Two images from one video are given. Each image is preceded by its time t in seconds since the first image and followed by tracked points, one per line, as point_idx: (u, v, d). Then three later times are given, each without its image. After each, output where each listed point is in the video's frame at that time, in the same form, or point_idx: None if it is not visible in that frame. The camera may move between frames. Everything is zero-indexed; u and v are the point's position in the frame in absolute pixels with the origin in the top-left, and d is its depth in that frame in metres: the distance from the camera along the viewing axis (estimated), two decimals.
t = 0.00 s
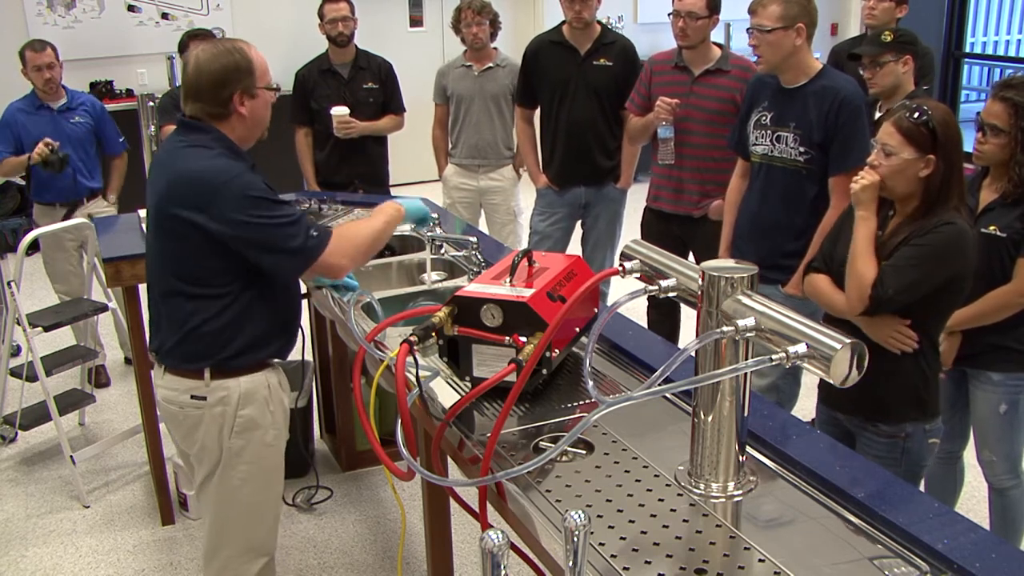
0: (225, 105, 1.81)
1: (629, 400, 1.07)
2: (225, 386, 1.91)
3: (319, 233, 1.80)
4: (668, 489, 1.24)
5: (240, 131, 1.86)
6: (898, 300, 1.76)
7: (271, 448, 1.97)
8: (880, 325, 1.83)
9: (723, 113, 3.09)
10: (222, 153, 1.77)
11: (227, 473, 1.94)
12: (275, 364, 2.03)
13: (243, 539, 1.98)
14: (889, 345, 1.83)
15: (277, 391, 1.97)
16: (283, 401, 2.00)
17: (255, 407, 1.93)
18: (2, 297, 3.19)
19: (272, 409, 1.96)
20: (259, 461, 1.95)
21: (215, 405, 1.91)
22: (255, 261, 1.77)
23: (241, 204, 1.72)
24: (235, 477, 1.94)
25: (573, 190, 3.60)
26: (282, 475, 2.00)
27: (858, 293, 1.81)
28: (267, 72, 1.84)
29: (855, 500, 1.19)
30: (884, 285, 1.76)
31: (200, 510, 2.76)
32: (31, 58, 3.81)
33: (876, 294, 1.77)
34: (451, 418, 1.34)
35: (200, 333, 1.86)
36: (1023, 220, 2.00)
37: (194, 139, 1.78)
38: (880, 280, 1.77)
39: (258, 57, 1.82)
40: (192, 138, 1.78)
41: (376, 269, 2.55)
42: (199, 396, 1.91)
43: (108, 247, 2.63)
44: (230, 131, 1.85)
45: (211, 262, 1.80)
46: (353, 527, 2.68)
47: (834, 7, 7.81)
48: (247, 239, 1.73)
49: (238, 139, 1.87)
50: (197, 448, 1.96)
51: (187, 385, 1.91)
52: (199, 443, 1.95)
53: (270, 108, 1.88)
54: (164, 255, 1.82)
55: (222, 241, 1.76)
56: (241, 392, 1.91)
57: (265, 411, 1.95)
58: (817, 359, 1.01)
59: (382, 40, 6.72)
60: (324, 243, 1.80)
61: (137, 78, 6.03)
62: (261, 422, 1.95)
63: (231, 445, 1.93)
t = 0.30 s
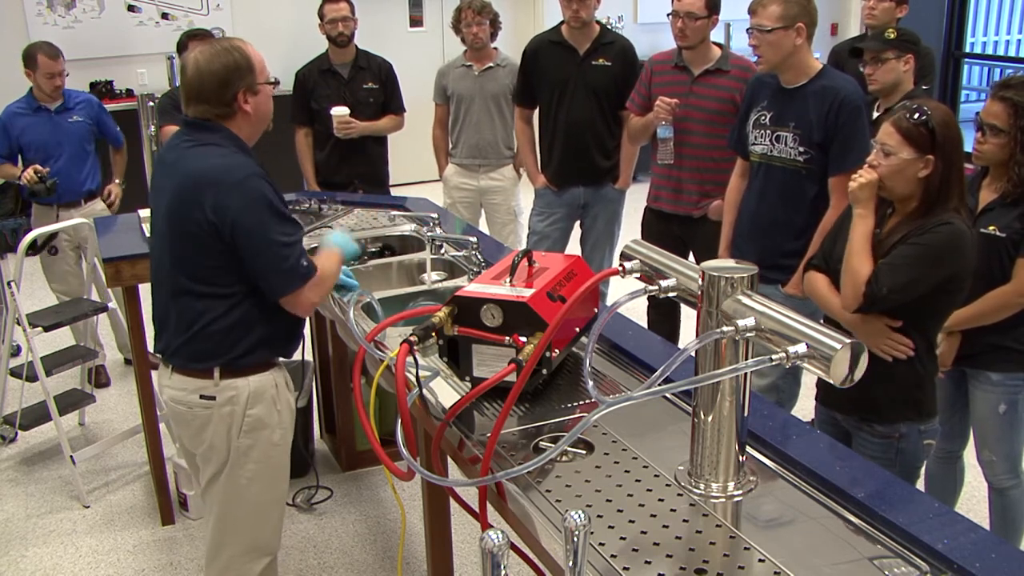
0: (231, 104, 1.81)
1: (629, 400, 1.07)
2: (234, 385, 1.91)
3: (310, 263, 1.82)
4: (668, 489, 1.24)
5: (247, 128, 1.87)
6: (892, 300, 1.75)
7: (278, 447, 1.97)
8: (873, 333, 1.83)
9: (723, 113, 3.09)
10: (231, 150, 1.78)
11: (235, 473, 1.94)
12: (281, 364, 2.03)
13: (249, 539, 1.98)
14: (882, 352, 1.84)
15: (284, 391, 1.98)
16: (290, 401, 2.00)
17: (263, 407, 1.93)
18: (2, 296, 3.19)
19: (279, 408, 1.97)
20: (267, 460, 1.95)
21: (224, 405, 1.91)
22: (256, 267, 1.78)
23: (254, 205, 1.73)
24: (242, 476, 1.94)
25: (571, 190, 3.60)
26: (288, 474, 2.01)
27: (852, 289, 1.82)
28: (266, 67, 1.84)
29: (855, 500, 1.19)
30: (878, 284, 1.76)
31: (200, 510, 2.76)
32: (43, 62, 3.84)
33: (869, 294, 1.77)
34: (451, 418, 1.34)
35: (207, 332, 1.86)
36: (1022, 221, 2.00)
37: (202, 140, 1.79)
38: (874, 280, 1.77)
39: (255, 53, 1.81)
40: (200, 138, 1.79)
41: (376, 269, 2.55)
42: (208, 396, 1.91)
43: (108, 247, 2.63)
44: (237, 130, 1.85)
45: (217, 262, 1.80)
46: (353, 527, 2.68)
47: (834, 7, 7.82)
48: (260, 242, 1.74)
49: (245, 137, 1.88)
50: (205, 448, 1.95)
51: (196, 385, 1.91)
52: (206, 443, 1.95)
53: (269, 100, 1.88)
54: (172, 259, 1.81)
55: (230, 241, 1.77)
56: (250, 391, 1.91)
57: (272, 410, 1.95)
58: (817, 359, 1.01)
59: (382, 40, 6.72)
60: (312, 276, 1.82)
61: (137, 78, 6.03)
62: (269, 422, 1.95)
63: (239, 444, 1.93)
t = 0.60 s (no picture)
0: (231, 104, 1.81)
1: (628, 400, 1.07)
2: (226, 384, 1.91)
3: (307, 274, 1.80)
4: (668, 489, 1.24)
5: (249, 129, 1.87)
6: (893, 300, 1.75)
7: (272, 448, 1.96)
8: (874, 334, 1.83)
9: (723, 113, 3.09)
10: (235, 155, 1.78)
11: (228, 473, 1.94)
12: (279, 364, 2.03)
13: (246, 538, 1.98)
14: (881, 353, 1.84)
15: (278, 391, 1.97)
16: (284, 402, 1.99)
17: (256, 407, 1.93)
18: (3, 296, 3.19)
19: (273, 408, 1.96)
20: (260, 460, 1.95)
21: (216, 404, 1.91)
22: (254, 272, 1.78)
23: (255, 212, 1.73)
24: (236, 476, 1.94)
25: (570, 190, 3.60)
26: (283, 475, 2.00)
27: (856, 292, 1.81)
28: (268, 67, 1.84)
29: (855, 500, 1.19)
30: (879, 284, 1.75)
31: (200, 510, 2.76)
32: (59, 68, 3.83)
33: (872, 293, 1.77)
34: (450, 418, 1.34)
35: (203, 333, 1.86)
36: (1022, 220, 2.01)
37: (208, 142, 1.79)
38: (876, 279, 1.77)
39: (258, 54, 1.82)
40: (202, 140, 1.79)
41: (376, 269, 2.55)
42: (201, 395, 1.91)
43: (108, 247, 2.63)
44: (238, 130, 1.85)
45: (213, 266, 1.80)
46: (353, 527, 2.68)
47: (834, 7, 7.82)
48: (259, 249, 1.74)
49: (246, 137, 1.88)
50: (199, 446, 1.96)
51: (189, 383, 1.91)
52: (200, 441, 1.95)
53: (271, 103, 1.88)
54: (171, 260, 1.82)
55: (227, 246, 1.77)
56: (241, 392, 1.91)
57: (266, 410, 1.95)
58: (817, 359, 1.01)
59: (382, 40, 6.72)
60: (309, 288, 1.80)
61: (137, 78, 6.03)
62: (262, 422, 1.94)
63: (232, 444, 1.93)
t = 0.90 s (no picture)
0: (241, 105, 1.80)
1: (628, 400, 1.07)
2: (223, 384, 1.91)
3: (304, 280, 1.80)
4: (668, 489, 1.24)
5: (251, 136, 1.86)
6: (911, 306, 1.74)
7: (270, 447, 1.96)
8: (890, 339, 1.81)
9: (722, 113, 3.09)
10: (236, 159, 1.78)
11: (226, 473, 1.94)
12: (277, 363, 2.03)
13: (245, 538, 1.98)
14: (897, 358, 1.82)
15: (276, 390, 1.97)
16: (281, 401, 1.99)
17: (253, 406, 1.93)
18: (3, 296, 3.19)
19: (271, 407, 1.96)
20: (257, 460, 1.95)
21: (213, 403, 1.91)
22: (250, 277, 1.77)
23: (252, 219, 1.73)
24: (233, 476, 1.94)
25: (568, 190, 3.60)
26: (282, 474, 2.00)
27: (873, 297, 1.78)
28: (290, 87, 1.85)
29: (855, 500, 1.19)
30: (898, 288, 1.74)
31: (200, 510, 2.76)
32: (66, 74, 3.81)
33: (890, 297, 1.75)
34: (450, 419, 1.34)
35: (200, 335, 1.87)
36: (1022, 220, 2.00)
37: (212, 143, 1.79)
38: (894, 283, 1.75)
39: (285, 70, 1.84)
40: (206, 141, 1.79)
41: (376, 269, 2.55)
42: (198, 394, 1.91)
43: (107, 247, 2.63)
44: (239, 132, 1.84)
45: (209, 270, 1.80)
46: (353, 527, 2.68)
47: (834, 7, 7.82)
48: (256, 256, 1.74)
49: (246, 141, 1.86)
50: (196, 446, 1.96)
51: (186, 382, 1.92)
52: (198, 441, 1.95)
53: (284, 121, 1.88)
54: (168, 261, 1.82)
55: (223, 251, 1.77)
56: (237, 392, 1.91)
57: (264, 409, 1.94)
58: (817, 359, 1.01)
59: (382, 40, 6.72)
60: (306, 293, 1.80)
61: (137, 78, 6.03)
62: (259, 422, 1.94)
63: (230, 443, 1.93)
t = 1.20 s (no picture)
0: (251, 106, 1.80)
1: (628, 401, 1.07)
2: (221, 382, 1.91)
3: (305, 282, 1.79)
4: (668, 489, 1.24)
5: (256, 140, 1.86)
6: (932, 314, 1.73)
7: (268, 446, 1.96)
8: (909, 348, 1.79)
9: (721, 113, 3.09)
10: (238, 161, 1.78)
11: (225, 471, 1.94)
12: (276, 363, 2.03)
13: (245, 538, 1.98)
14: (918, 367, 1.79)
15: (274, 389, 1.97)
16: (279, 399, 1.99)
17: (251, 404, 1.92)
18: (3, 296, 3.19)
19: (269, 406, 1.96)
20: (256, 459, 1.95)
21: (211, 401, 1.91)
22: (248, 279, 1.77)
23: (253, 221, 1.72)
24: (232, 475, 1.94)
25: (568, 190, 3.60)
26: (280, 473, 2.00)
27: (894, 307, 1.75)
28: (299, 95, 1.86)
29: (855, 500, 1.19)
30: (920, 295, 1.73)
31: (200, 510, 2.76)
32: (62, 72, 3.81)
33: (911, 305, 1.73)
34: (450, 419, 1.34)
35: (199, 335, 1.87)
36: (1022, 220, 2.00)
37: (216, 142, 1.79)
38: (914, 290, 1.74)
39: (297, 78, 1.85)
40: (210, 141, 1.80)
41: (376, 269, 2.54)
42: (195, 392, 1.91)
43: (107, 247, 2.63)
44: (245, 133, 1.84)
45: (208, 271, 1.80)
46: (353, 527, 2.68)
47: (834, 7, 7.82)
48: (257, 258, 1.74)
49: (251, 144, 1.87)
50: (195, 444, 1.96)
51: (183, 381, 1.92)
52: (196, 440, 1.96)
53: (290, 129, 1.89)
54: (168, 261, 1.83)
55: (223, 252, 1.77)
56: (234, 390, 1.91)
57: (262, 408, 1.94)
58: (817, 359, 1.01)
59: (382, 40, 6.72)
60: (307, 295, 1.79)
61: (137, 78, 6.03)
62: (257, 420, 1.94)
63: (228, 442, 1.93)
